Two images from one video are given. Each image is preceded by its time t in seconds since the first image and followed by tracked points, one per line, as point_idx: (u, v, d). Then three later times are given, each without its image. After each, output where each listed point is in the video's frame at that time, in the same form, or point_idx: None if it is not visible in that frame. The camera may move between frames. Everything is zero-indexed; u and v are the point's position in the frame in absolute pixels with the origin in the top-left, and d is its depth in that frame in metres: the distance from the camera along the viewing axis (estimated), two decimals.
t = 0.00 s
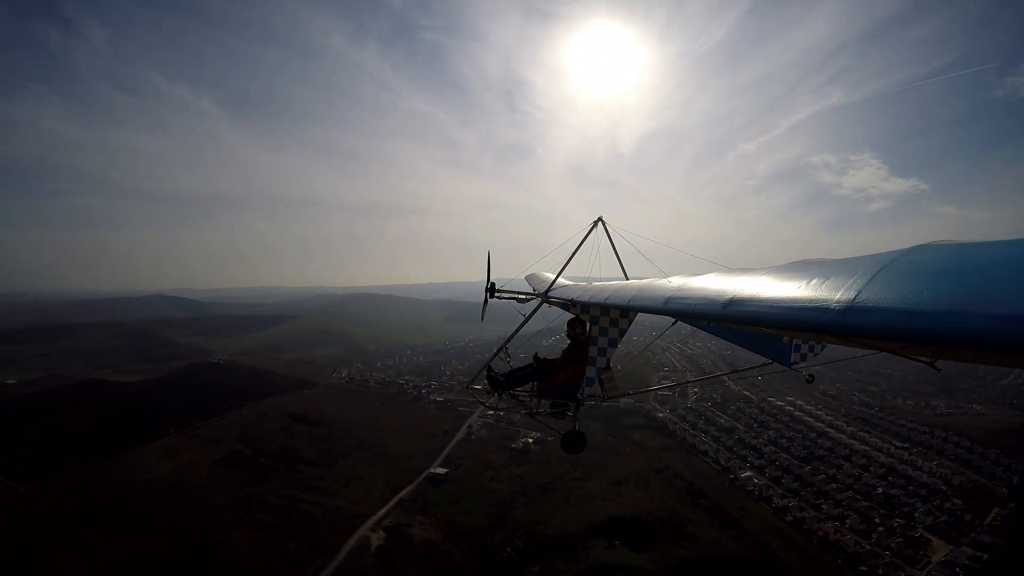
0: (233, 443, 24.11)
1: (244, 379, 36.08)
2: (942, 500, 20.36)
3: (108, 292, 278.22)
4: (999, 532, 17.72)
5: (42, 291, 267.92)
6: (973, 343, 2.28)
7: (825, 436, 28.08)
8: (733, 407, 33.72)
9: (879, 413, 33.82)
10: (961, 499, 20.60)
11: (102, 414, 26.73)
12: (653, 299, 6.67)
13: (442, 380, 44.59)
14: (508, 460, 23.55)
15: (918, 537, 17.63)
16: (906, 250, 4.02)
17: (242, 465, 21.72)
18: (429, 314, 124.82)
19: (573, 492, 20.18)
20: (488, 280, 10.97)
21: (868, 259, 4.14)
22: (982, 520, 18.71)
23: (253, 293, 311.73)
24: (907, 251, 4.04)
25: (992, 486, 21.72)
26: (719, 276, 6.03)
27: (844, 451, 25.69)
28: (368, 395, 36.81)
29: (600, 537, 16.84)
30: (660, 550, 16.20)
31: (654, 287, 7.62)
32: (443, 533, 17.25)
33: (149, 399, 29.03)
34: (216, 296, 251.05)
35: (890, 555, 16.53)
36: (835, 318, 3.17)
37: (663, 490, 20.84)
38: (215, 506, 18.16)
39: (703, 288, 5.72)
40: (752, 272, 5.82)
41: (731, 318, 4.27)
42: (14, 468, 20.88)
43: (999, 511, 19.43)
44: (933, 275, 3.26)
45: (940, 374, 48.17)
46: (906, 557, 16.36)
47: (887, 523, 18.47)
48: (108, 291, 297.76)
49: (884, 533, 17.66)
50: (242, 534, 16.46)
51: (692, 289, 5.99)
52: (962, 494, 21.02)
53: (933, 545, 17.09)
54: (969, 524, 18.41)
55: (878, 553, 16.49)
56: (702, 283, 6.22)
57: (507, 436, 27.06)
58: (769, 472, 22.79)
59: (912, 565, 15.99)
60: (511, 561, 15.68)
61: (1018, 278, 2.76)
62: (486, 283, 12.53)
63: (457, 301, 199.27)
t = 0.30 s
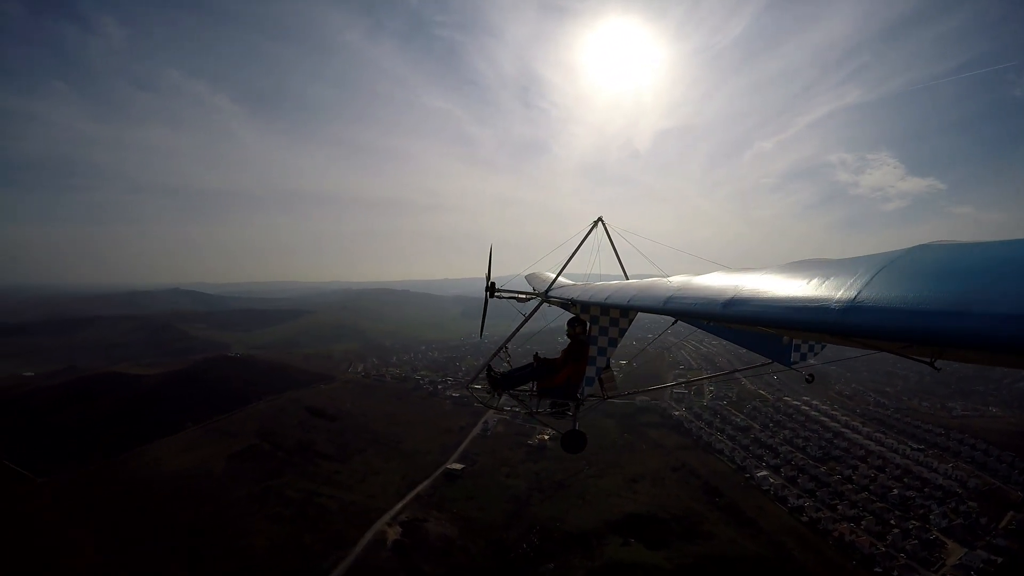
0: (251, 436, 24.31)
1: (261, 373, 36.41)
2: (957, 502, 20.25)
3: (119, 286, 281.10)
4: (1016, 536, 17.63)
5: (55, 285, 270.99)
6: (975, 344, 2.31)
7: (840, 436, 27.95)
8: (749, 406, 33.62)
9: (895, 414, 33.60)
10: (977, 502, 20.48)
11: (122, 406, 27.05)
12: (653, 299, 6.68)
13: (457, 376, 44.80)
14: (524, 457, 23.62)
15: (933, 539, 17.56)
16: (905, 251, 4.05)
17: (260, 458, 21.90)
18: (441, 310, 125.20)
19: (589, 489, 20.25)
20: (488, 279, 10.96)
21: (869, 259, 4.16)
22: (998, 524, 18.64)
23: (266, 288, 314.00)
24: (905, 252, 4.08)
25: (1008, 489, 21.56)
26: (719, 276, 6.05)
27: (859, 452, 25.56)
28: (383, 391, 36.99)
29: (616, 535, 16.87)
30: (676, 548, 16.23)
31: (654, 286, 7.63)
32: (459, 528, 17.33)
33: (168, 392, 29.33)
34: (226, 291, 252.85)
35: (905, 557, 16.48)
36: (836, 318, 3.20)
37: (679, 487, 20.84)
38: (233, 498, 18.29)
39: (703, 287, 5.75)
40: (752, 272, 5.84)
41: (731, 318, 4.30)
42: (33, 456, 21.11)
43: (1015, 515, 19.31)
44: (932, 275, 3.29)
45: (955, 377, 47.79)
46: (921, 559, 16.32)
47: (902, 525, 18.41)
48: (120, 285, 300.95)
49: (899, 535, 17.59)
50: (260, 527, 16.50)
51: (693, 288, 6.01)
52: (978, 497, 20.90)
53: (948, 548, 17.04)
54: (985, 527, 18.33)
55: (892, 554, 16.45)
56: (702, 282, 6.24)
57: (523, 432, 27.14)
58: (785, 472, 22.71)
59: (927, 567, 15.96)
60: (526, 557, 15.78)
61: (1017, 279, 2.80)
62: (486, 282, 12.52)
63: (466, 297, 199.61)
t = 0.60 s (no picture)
0: (268, 432, 24.56)
1: (276, 370, 36.72)
2: (973, 505, 20.17)
3: (129, 282, 283.60)
4: None
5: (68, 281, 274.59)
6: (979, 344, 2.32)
7: (857, 438, 27.83)
8: (765, 407, 33.51)
9: (912, 417, 33.42)
10: (993, 506, 20.37)
11: (141, 401, 27.36)
12: (653, 299, 6.69)
13: (472, 375, 44.97)
14: (540, 455, 23.70)
15: (948, 542, 17.50)
16: (905, 251, 4.05)
17: (279, 454, 22.14)
18: (452, 308, 125.52)
19: (605, 488, 20.32)
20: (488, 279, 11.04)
21: (870, 260, 4.17)
22: (1015, 528, 18.54)
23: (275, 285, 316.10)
24: (903, 252, 4.10)
25: None
26: (720, 276, 6.07)
27: (875, 454, 25.43)
28: (397, 388, 37.17)
29: (632, 534, 16.89)
30: (693, 548, 16.22)
31: (654, 287, 7.64)
32: (476, 525, 17.41)
33: (186, 388, 29.68)
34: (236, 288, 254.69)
35: (920, 559, 16.44)
36: (836, 318, 3.21)
37: (695, 487, 20.84)
38: (252, 493, 18.49)
39: (703, 288, 5.76)
40: (753, 273, 5.85)
41: (731, 318, 4.32)
42: (53, 449, 21.42)
43: None
44: (932, 276, 3.30)
45: (971, 380, 47.39)
46: (937, 562, 16.28)
47: (918, 527, 18.36)
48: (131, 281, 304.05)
49: (915, 537, 17.55)
50: (277, 522, 16.64)
51: (693, 288, 6.03)
52: (995, 501, 20.77)
53: (964, 551, 16.98)
54: (1001, 531, 18.26)
55: (908, 556, 16.41)
56: (701, 281, 6.28)
57: (540, 431, 27.21)
58: (801, 473, 22.66)
59: (943, 570, 15.92)
60: (543, 555, 15.86)
61: (1017, 279, 2.82)
62: (487, 283, 12.58)
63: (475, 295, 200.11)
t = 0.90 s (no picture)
0: (284, 429, 24.78)
1: (290, 367, 36.93)
2: (988, 509, 20.10)
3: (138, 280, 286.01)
4: None
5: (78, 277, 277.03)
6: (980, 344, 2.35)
7: (871, 440, 27.71)
8: (780, 408, 33.38)
9: (927, 420, 33.24)
10: (1008, 510, 20.27)
11: (157, 398, 27.63)
12: (654, 299, 6.70)
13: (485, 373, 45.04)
14: (556, 454, 23.74)
15: (963, 545, 17.46)
16: (904, 253, 4.08)
17: (295, 451, 22.33)
18: (461, 306, 125.56)
19: (620, 488, 20.33)
20: (489, 279, 11.08)
21: (869, 262, 4.20)
22: None
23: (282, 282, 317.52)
24: (902, 253, 4.13)
25: None
26: (721, 275, 6.08)
27: (890, 457, 25.30)
28: (410, 386, 37.27)
29: (647, 534, 16.90)
30: (708, 549, 16.21)
31: (654, 287, 7.66)
32: (491, 524, 17.48)
33: (201, 385, 29.93)
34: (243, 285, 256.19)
35: (935, 563, 16.40)
36: (837, 318, 3.24)
37: (710, 488, 20.83)
38: (268, 490, 18.63)
39: (703, 288, 5.79)
40: (753, 273, 5.88)
41: (732, 318, 4.34)
42: (71, 444, 21.66)
43: None
44: (931, 276, 3.33)
45: (987, 383, 46.91)
46: (952, 565, 16.23)
47: (933, 531, 18.30)
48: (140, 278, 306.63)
49: (930, 540, 17.50)
50: (294, 519, 16.76)
51: (694, 288, 6.06)
52: (1010, 505, 20.66)
53: (978, 555, 16.94)
54: (1017, 535, 18.18)
55: (923, 560, 16.36)
56: (702, 281, 6.31)
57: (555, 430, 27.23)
58: (816, 474, 22.59)
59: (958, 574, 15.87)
60: (557, 554, 15.88)
61: (1013, 281, 2.86)
62: (487, 283, 12.61)
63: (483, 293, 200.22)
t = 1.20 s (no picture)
0: (298, 429, 25.02)
1: (303, 367, 37.17)
2: (1002, 513, 20.03)
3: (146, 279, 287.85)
4: None
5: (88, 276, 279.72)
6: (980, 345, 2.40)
7: (885, 443, 27.59)
8: (793, 410, 33.24)
9: (941, 423, 33.07)
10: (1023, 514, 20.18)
11: (171, 397, 27.92)
12: (654, 299, 6.72)
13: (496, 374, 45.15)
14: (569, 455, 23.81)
15: (977, 549, 17.43)
16: (903, 254, 4.14)
17: (310, 451, 22.51)
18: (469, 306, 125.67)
19: (633, 490, 20.36)
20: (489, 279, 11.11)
21: (869, 262, 4.25)
22: None
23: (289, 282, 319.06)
24: (902, 254, 4.17)
25: None
26: (720, 275, 6.12)
27: (904, 460, 25.21)
28: (422, 386, 37.43)
29: (661, 535, 16.93)
30: (722, 551, 16.22)
31: (653, 287, 7.68)
32: (505, 524, 17.57)
33: (215, 385, 30.18)
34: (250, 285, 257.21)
35: (950, 566, 16.38)
36: (837, 319, 3.28)
37: (724, 490, 20.81)
38: (282, 489, 18.78)
39: (704, 288, 5.82)
40: (753, 274, 5.93)
41: (733, 318, 4.38)
42: (86, 442, 21.91)
43: None
44: (931, 277, 3.38)
45: (1000, 387, 46.55)
46: (966, 569, 16.20)
47: (947, 534, 18.27)
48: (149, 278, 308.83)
49: (944, 543, 17.47)
50: (309, 519, 16.90)
51: (694, 288, 6.09)
52: None
53: (993, 559, 16.91)
54: None
55: (938, 563, 16.32)
56: (702, 281, 6.34)
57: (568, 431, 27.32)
58: (830, 477, 22.50)
59: None
60: (571, 555, 15.92)
61: (1012, 282, 2.90)
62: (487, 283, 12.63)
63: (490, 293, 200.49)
